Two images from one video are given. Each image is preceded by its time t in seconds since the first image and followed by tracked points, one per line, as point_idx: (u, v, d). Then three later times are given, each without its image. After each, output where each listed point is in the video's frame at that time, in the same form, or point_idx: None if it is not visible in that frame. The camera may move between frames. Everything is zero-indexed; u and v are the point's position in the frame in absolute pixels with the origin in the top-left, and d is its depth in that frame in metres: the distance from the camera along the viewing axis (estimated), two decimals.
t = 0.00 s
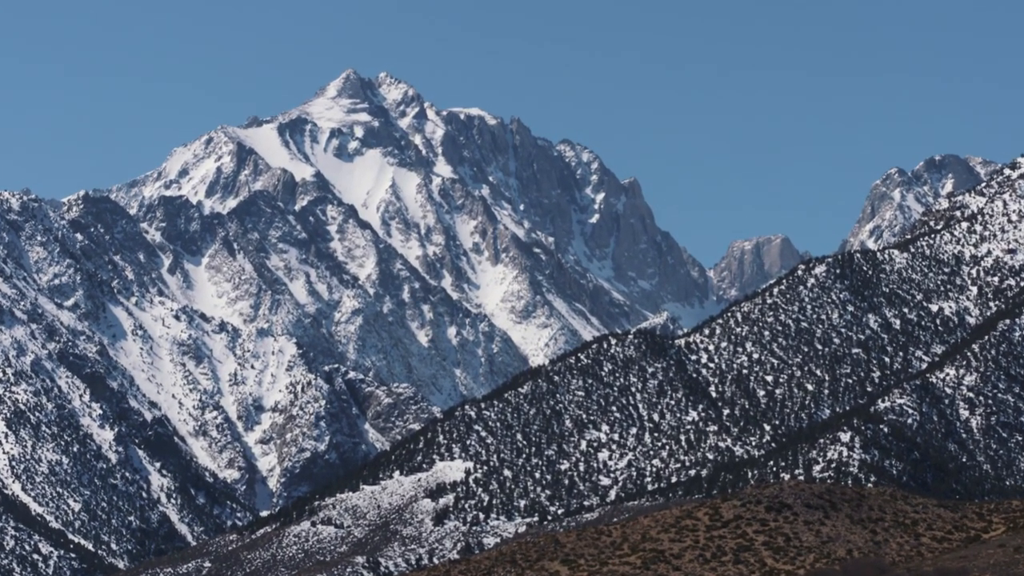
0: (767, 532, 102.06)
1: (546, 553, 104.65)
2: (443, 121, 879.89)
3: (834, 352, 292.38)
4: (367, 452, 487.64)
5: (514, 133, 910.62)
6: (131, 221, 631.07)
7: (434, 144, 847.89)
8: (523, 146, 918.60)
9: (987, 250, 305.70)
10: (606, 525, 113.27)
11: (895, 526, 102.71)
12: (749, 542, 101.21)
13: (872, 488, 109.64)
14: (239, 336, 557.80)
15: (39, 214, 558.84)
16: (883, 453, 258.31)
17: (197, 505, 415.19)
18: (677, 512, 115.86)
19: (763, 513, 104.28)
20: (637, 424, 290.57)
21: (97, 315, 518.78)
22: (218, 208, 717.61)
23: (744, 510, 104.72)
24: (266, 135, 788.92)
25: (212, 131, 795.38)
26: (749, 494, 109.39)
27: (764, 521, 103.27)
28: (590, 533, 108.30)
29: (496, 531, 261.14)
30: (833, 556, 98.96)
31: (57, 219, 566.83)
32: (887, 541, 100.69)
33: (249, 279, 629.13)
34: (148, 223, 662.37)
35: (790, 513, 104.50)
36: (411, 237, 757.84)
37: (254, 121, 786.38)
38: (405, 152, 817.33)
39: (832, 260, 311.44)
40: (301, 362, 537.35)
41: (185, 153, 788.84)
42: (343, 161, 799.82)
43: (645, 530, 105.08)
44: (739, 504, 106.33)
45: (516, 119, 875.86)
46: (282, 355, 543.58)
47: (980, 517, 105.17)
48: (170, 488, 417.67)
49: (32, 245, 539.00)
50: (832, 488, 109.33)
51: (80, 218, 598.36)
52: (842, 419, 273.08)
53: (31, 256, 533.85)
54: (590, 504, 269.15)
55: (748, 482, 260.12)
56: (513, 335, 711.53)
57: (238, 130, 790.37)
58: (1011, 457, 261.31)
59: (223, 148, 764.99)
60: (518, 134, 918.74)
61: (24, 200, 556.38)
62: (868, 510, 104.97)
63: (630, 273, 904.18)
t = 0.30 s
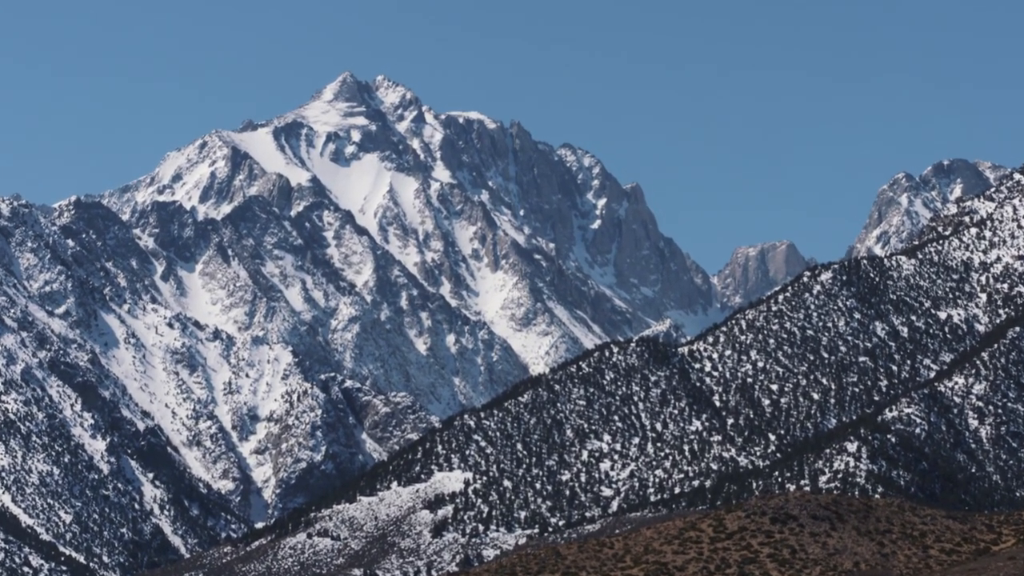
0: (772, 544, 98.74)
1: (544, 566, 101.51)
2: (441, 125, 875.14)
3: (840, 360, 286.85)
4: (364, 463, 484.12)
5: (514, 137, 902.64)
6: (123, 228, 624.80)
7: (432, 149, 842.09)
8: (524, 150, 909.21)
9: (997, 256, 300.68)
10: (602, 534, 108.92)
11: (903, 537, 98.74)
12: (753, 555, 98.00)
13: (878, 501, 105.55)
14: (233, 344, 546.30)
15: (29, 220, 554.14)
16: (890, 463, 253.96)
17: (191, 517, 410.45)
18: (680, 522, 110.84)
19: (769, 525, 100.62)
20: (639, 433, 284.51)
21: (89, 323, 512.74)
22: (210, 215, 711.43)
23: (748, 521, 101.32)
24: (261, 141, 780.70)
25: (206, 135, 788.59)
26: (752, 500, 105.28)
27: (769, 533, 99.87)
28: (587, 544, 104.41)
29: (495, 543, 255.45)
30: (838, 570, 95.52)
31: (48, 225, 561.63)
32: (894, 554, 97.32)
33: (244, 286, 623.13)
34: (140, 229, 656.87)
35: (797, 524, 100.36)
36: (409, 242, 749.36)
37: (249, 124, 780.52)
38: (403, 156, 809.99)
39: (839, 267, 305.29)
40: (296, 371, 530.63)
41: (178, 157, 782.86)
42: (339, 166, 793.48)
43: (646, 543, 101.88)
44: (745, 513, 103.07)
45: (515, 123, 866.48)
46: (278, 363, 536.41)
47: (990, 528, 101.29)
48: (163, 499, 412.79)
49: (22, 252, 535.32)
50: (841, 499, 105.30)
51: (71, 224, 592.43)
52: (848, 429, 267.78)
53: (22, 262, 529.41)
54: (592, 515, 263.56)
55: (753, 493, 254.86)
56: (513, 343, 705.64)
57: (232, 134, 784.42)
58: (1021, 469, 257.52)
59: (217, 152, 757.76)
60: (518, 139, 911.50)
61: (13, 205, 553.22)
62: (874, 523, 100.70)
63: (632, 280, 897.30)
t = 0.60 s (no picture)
0: (776, 557, 98.47)
1: None
2: (440, 129, 867.24)
3: (846, 369, 281.32)
4: (360, 474, 478.58)
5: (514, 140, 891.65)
6: (116, 232, 615.28)
7: (430, 153, 836.11)
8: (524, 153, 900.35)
9: (1006, 263, 295.60)
10: (608, 548, 108.87)
11: (911, 549, 98.66)
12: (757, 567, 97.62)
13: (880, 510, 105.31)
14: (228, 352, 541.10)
15: (20, 225, 548.62)
16: (898, 474, 249.22)
17: (185, 529, 405.52)
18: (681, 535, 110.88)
19: (773, 538, 100.72)
20: (642, 443, 278.40)
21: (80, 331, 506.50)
22: (205, 221, 706.06)
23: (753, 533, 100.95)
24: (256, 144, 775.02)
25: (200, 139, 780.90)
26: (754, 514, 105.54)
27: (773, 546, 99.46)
28: (589, 557, 104.43)
29: (494, 555, 249.39)
30: None
31: (38, 231, 555.92)
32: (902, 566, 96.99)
33: (238, 293, 615.53)
34: (133, 235, 650.31)
35: (801, 536, 100.45)
36: (407, 247, 743.16)
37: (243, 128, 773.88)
38: (401, 160, 803.05)
39: (845, 273, 299.26)
40: (292, 380, 522.58)
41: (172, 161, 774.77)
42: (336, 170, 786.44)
43: (648, 557, 101.81)
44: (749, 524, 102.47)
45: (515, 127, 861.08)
46: (273, 373, 528.79)
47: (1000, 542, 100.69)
48: (156, 511, 407.65)
49: (12, 259, 529.95)
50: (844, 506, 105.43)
51: (63, 231, 586.70)
52: (855, 438, 262.49)
53: (12, 269, 523.81)
54: (594, 527, 257.88)
55: (757, 504, 249.52)
56: (513, 351, 698.44)
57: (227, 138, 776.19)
58: None
59: (211, 157, 750.30)
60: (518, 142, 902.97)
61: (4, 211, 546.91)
62: (883, 534, 100.69)
63: (634, 287, 887.50)
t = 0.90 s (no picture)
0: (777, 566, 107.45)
1: None
2: (439, 132, 850.49)
3: (853, 377, 275.88)
4: (358, 484, 468.63)
5: (513, 144, 879.04)
6: (108, 238, 610.67)
7: (428, 157, 824.02)
8: (523, 157, 883.46)
9: (1017, 268, 290.29)
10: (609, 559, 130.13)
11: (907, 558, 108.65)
12: None
13: (889, 521, 129.30)
14: (222, 360, 535.33)
15: (9, 231, 542.18)
16: (906, 483, 244.50)
17: (177, 540, 401.56)
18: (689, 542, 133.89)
19: (778, 547, 123.97)
20: (644, 453, 272.53)
21: (71, 338, 499.84)
22: (199, 225, 688.20)
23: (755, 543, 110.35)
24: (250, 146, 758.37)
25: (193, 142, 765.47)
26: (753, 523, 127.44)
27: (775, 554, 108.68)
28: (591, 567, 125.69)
29: (494, 567, 243.52)
30: None
31: (28, 236, 549.99)
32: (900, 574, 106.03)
33: (233, 299, 603.84)
34: (125, 240, 638.76)
35: (808, 545, 123.52)
36: (404, 254, 726.70)
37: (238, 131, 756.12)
38: (398, 164, 796.30)
39: (851, 279, 293.77)
40: (287, 389, 515.52)
41: (164, 165, 757.38)
42: (332, 174, 767.69)
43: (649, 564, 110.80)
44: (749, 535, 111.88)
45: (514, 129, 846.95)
46: (268, 380, 522.51)
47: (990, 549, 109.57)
48: (149, 522, 403.09)
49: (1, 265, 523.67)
50: (860, 520, 129.25)
51: (53, 236, 580.13)
52: (862, 448, 257.27)
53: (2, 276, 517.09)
54: (595, 538, 252.46)
55: (762, 515, 244.24)
56: (513, 359, 681.29)
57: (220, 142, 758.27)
58: None
59: (205, 161, 732.91)
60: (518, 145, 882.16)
61: None
62: (888, 543, 124.63)
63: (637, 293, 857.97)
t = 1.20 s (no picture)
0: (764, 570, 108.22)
1: None
2: (437, 133, 829.55)
3: (860, 384, 270.58)
4: (354, 493, 465.65)
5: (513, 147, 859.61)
6: (100, 242, 602.09)
7: (427, 159, 808.53)
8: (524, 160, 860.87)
9: None
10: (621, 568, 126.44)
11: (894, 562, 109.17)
12: None
13: (898, 530, 125.31)
14: (217, 366, 527.21)
15: None
16: (914, 493, 239.36)
17: (170, 551, 396.84)
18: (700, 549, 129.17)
19: (784, 559, 117.94)
20: (647, 462, 266.78)
21: (62, 345, 492.79)
22: (193, 228, 680.48)
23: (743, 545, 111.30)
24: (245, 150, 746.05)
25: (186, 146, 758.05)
26: (767, 537, 122.78)
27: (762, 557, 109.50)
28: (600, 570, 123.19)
29: None
30: None
31: (19, 241, 542.66)
32: None
33: (227, 305, 597.02)
34: (118, 245, 626.05)
35: (816, 558, 117.80)
36: (402, 259, 718.17)
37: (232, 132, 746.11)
38: (396, 166, 779.91)
39: (858, 284, 288.54)
40: (282, 396, 508.60)
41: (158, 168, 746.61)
42: (329, 177, 759.84)
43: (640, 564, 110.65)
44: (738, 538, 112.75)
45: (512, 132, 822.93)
46: (263, 389, 515.71)
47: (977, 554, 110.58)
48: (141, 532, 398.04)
49: None
50: (866, 529, 124.69)
51: (42, 240, 569.99)
52: (869, 456, 251.89)
53: None
54: (596, 548, 246.75)
55: (767, 525, 238.62)
56: (513, 365, 672.85)
57: (215, 144, 747.97)
58: None
59: (199, 163, 723.00)
60: (518, 148, 863.14)
61: None
62: (898, 555, 119.64)
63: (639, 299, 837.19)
